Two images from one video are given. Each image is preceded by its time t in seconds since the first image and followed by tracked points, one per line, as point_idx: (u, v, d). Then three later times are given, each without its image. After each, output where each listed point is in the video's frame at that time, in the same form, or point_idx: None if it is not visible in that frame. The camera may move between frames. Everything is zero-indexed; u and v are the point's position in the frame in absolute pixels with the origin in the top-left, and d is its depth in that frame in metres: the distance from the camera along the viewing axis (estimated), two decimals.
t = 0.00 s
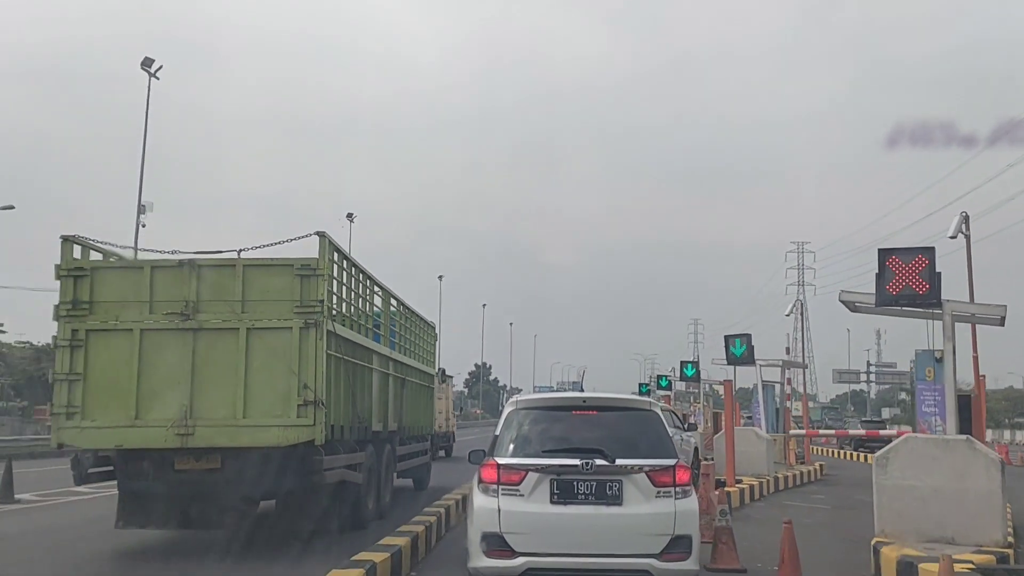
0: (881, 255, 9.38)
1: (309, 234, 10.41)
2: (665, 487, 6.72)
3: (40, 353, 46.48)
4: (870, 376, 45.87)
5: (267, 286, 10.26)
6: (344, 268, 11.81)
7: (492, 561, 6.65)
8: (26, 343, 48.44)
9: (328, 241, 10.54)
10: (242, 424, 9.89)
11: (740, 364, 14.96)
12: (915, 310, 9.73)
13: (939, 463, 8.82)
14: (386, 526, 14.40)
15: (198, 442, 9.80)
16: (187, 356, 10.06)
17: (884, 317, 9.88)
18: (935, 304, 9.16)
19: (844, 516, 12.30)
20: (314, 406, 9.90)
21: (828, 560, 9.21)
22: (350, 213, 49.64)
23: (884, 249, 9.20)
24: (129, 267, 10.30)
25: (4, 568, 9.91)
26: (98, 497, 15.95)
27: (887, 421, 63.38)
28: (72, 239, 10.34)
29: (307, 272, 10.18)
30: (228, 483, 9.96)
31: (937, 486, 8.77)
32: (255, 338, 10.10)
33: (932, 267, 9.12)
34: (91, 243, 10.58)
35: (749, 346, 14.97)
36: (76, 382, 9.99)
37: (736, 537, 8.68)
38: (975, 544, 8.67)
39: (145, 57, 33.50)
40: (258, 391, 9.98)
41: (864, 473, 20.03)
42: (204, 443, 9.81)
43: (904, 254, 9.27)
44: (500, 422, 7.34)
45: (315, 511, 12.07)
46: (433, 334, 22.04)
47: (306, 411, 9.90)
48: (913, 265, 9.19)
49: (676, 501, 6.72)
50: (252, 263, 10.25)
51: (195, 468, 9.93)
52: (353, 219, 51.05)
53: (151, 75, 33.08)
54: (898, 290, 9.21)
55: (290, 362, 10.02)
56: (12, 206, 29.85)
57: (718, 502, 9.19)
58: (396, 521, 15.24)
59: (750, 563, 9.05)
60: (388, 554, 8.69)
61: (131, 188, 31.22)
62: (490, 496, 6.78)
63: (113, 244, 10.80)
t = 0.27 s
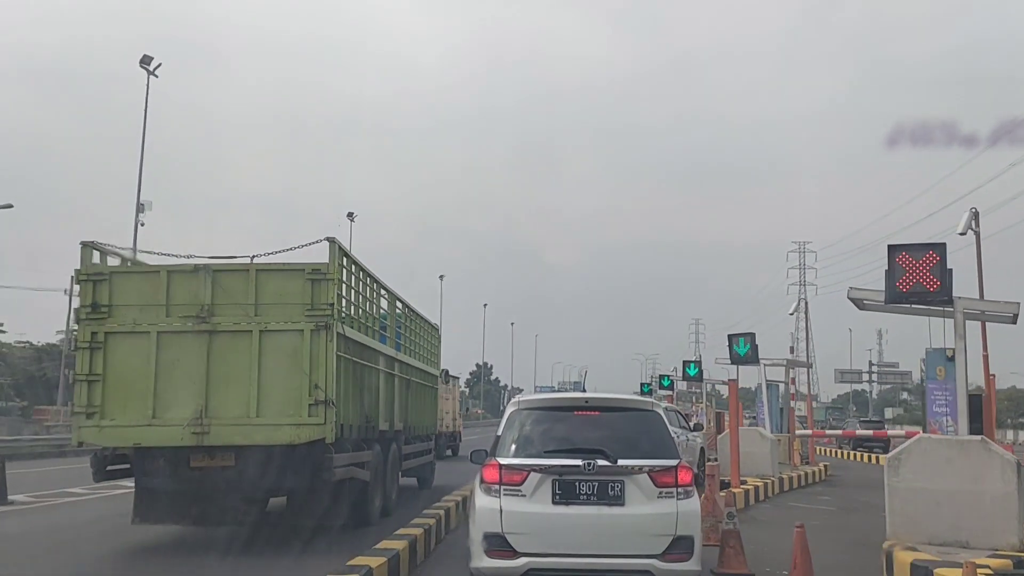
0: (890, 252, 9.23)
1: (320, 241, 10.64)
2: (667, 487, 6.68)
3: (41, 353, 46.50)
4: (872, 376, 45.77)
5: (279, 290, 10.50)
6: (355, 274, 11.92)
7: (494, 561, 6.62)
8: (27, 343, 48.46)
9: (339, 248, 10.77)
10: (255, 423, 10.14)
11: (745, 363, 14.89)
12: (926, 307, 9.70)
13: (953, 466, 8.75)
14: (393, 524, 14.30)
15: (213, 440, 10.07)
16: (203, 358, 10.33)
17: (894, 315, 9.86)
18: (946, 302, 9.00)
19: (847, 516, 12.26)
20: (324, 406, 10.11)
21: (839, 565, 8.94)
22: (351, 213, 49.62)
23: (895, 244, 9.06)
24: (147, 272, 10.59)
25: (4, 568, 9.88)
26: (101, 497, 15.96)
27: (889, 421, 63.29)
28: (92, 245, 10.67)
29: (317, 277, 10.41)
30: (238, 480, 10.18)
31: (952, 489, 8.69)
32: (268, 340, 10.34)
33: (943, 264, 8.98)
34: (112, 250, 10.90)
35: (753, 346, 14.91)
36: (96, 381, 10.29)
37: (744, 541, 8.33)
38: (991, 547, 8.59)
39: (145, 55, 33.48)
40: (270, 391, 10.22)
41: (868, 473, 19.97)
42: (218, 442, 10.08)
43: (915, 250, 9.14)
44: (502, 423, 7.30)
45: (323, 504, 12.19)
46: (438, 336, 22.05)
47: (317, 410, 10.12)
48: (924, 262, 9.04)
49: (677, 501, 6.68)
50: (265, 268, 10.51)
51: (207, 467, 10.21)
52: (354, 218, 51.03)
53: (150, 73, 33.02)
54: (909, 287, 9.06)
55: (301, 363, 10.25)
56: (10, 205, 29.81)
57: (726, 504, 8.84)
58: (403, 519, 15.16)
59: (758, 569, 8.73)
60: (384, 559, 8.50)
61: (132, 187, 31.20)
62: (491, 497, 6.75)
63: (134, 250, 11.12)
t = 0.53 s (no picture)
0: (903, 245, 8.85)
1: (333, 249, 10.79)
2: (669, 488, 6.64)
3: (41, 353, 46.45)
4: (875, 376, 45.67)
5: (295, 296, 10.65)
6: (364, 280, 12.02)
7: (496, 561, 6.57)
8: (27, 343, 48.42)
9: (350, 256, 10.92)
10: (271, 423, 10.29)
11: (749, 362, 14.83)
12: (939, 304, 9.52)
13: (972, 467, 8.33)
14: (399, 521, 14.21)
15: (231, 440, 10.24)
16: (221, 362, 10.49)
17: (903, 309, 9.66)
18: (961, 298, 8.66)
19: (851, 517, 12.20)
20: (337, 407, 10.24)
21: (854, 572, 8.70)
22: (350, 212, 49.58)
23: (908, 239, 8.70)
24: (167, 279, 10.76)
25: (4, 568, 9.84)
26: (102, 497, 15.93)
27: (891, 421, 63.20)
28: (115, 253, 10.88)
29: (330, 284, 10.57)
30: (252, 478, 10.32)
31: (970, 491, 8.28)
32: (283, 345, 10.49)
33: (958, 258, 8.62)
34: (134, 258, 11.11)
35: (758, 344, 14.83)
36: (118, 385, 10.47)
37: (754, 547, 8.04)
38: (1012, 552, 8.19)
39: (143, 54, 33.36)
40: (285, 394, 10.36)
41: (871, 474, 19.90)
42: (236, 442, 10.24)
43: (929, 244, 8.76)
44: (504, 423, 7.25)
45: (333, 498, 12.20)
46: (441, 338, 22.04)
47: (330, 412, 10.25)
48: (938, 256, 8.68)
49: (680, 502, 6.64)
50: (280, 276, 10.66)
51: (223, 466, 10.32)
52: (355, 218, 50.99)
53: (147, 71, 32.83)
54: (922, 282, 8.70)
55: (315, 367, 10.39)
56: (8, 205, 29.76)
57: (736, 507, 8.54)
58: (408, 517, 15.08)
59: None
60: (380, 563, 8.16)
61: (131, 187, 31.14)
62: (493, 497, 6.70)
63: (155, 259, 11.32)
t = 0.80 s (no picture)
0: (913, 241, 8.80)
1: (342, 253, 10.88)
2: (669, 488, 6.60)
3: (42, 352, 46.39)
4: (876, 376, 45.62)
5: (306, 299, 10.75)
6: (371, 283, 12.12)
7: (497, 562, 6.54)
8: (27, 343, 48.38)
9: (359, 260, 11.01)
10: (283, 423, 10.40)
11: (752, 361, 14.80)
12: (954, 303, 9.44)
13: (984, 469, 8.27)
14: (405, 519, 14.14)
15: (244, 440, 10.35)
16: (234, 363, 10.59)
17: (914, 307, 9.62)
18: (973, 294, 8.56)
19: (854, 518, 12.16)
20: (347, 407, 10.36)
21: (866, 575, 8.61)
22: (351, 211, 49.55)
23: (917, 235, 8.67)
24: (181, 283, 10.84)
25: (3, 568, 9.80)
26: (102, 497, 15.90)
27: (892, 421, 63.15)
28: (131, 257, 10.95)
29: (340, 288, 10.66)
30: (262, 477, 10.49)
31: (983, 493, 8.22)
32: (294, 347, 10.59)
33: (969, 254, 8.54)
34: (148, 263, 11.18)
35: (761, 344, 14.79)
36: (134, 386, 10.54)
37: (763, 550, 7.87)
38: None
39: (142, 52, 33.28)
40: (296, 394, 10.47)
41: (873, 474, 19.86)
42: (249, 441, 10.35)
43: (940, 240, 8.71)
44: (505, 423, 7.22)
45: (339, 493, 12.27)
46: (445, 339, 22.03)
47: (340, 412, 10.37)
48: (948, 252, 8.62)
49: (680, 502, 6.60)
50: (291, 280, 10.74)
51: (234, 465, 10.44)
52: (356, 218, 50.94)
53: (146, 69, 32.75)
54: (933, 279, 8.64)
55: (325, 369, 10.50)
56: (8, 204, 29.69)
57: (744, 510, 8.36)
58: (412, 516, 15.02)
59: None
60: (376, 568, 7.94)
61: (131, 186, 31.10)
62: (493, 497, 6.66)
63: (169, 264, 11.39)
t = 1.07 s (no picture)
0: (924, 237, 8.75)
1: (349, 259, 11.13)
2: (671, 488, 6.57)
3: (42, 351, 46.29)
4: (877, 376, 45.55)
5: (315, 304, 11.03)
6: (378, 287, 12.39)
7: (497, 562, 6.50)
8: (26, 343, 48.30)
9: (366, 266, 11.26)
10: (292, 423, 10.71)
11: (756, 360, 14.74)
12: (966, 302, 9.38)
13: (998, 471, 8.21)
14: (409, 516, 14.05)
15: (256, 440, 10.69)
16: (246, 366, 10.91)
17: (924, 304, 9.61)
18: (985, 291, 8.52)
19: (856, 520, 12.13)
20: (354, 409, 10.66)
21: None
22: (352, 209, 49.60)
23: (928, 231, 8.62)
24: (195, 288, 11.14)
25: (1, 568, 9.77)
26: (102, 497, 15.88)
27: (893, 421, 63.11)
28: (148, 264, 11.27)
29: (347, 293, 10.92)
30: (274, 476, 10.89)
31: (997, 496, 8.17)
32: (303, 350, 10.88)
33: (981, 251, 8.49)
34: (164, 268, 11.49)
35: (764, 343, 14.76)
36: (150, 387, 10.88)
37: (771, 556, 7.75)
38: None
39: (141, 49, 33.18)
40: (305, 396, 10.77)
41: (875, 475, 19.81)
42: (260, 441, 10.69)
43: (951, 236, 8.66)
44: (505, 423, 7.18)
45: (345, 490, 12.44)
46: (448, 341, 22.06)
47: (347, 413, 10.67)
48: (960, 249, 8.57)
49: (681, 501, 6.57)
50: (300, 285, 11.01)
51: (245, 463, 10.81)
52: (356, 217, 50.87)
53: (145, 67, 32.65)
54: (944, 275, 8.59)
55: (333, 371, 10.78)
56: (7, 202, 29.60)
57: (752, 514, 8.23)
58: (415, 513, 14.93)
59: None
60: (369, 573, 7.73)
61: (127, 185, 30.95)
62: (494, 497, 6.62)
63: (184, 268, 11.70)
